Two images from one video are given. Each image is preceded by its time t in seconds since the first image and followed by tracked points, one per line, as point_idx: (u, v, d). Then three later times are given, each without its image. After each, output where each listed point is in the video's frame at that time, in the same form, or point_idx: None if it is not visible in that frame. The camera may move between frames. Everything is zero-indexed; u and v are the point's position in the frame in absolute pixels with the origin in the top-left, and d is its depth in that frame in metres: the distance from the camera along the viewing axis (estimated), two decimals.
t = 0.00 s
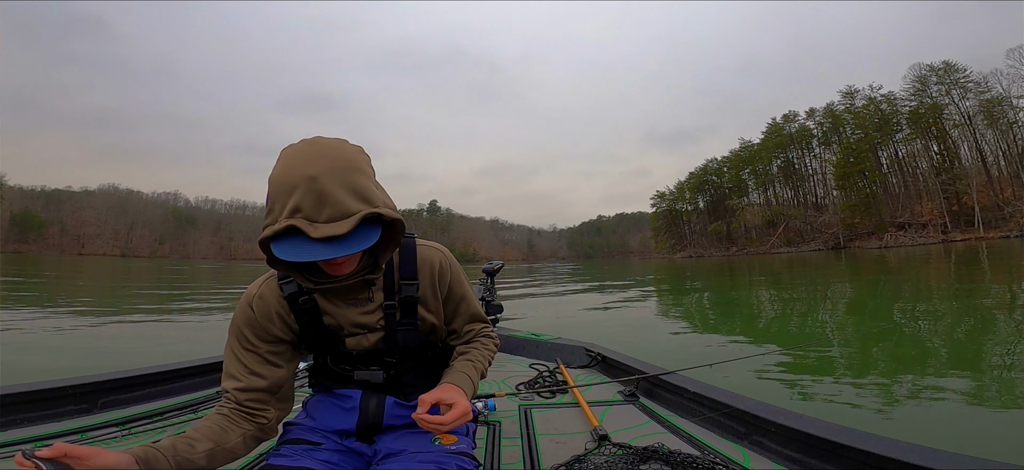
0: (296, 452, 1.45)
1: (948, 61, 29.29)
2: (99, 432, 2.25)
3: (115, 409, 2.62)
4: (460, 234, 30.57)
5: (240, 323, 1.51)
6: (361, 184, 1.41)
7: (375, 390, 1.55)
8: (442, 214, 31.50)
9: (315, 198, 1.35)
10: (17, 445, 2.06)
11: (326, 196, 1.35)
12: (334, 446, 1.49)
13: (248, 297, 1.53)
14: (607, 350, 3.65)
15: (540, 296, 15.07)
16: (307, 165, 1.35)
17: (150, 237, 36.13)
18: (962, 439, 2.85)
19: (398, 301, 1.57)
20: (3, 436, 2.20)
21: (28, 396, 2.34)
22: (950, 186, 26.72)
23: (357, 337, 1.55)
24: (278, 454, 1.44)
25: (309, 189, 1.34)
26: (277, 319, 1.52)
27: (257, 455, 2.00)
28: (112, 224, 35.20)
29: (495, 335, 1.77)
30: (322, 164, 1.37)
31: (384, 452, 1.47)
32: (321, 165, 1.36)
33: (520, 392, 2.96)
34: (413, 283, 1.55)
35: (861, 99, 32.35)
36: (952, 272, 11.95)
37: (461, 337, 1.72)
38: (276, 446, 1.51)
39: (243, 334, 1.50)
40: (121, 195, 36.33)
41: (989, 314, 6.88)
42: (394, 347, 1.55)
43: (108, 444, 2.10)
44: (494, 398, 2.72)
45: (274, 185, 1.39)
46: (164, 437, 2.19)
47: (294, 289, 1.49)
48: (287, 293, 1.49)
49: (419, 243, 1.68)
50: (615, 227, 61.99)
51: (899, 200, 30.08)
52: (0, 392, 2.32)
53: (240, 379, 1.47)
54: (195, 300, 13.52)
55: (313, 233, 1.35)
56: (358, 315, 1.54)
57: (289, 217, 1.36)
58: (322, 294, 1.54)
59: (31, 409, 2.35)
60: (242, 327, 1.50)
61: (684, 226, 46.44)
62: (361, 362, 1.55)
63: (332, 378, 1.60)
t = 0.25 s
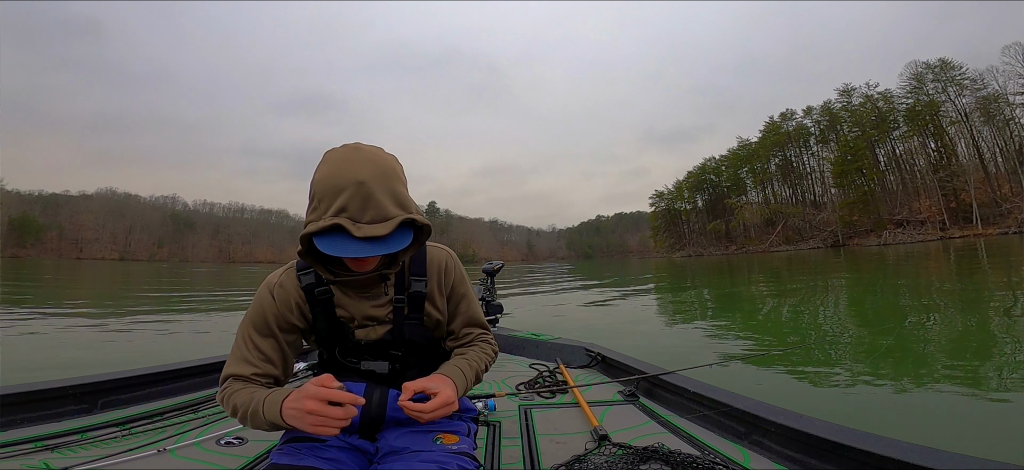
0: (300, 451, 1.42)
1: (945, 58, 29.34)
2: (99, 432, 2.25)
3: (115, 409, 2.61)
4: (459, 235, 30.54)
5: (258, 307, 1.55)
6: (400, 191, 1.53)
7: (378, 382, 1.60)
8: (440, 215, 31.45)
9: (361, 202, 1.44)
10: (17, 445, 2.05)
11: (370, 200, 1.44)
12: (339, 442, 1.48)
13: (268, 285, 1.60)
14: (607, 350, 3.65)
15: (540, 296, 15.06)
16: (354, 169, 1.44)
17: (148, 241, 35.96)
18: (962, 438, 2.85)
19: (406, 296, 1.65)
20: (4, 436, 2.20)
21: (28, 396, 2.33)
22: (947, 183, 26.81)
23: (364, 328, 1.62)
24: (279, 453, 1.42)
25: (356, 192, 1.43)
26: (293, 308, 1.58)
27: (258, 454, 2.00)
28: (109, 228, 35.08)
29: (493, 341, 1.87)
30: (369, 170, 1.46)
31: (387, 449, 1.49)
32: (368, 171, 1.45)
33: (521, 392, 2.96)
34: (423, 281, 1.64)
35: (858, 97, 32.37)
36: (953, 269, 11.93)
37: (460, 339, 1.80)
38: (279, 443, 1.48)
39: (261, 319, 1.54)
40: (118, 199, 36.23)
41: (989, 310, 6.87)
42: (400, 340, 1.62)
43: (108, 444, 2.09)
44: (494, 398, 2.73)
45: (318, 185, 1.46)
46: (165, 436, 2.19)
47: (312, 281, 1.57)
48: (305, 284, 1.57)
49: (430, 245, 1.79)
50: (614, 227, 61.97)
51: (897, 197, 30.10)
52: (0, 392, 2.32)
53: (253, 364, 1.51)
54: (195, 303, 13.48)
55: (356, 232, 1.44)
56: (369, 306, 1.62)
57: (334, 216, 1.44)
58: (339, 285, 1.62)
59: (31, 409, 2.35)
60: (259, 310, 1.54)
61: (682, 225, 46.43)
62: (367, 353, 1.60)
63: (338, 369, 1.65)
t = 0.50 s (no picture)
0: (301, 450, 1.42)
1: (943, 58, 29.50)
2: (100, 432, 2.25)
3: (116, 409, 2.62)
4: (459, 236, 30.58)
5: (267, 294, 1.53)
6: (428, 197, 1.57)
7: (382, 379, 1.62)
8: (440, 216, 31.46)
9: (393, 203, 1.47)
10: (17, 445, 2.05)
11: (402, 202, 1.48)
12: (340, 443, 1.47)
13: (280, 276, 1.58)
14: (607, 350, 3.65)
15: (539, 298, 15.06)
16: (392, 170, 1.48)
17: (146, 243, 36.08)
18: (959, 437, 2.87)
19: (415, 296, 1.67)
20: (3, 436, 2.20)
21: (28, 396, 2.33)
22: (945, 183, 26.85)
23: (371, 326, 1.63)
24: (280, 452, 1.41)
25: (390, 193, 1.47)
26: (303, 301, 1.58)
27: (260, 453, 2.00)
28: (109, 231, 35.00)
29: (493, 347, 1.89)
30: (404, 173, 1.51)
31: (387, 449, 1.49)
32: (402, 174, 1.50)
33: (521, 392, 2.96)
34: (433, 282, 1.67)
35: (856, 97, 32.47)
36: (952, 269, 11.96)
37: (462, 343, 1.82)
38: (280, 443, 1.47)
39: (269, 308, 1.50)
40: (117, 201, 36.03)
41: (988, 310, 6.88)
42: (407, 338, 1.65)
43: (108, 444, 2.09)
44: (494, 398, 2.73)
45: (352, 181, 1.48)
46: (165, 437, 2.19)
47: (324, 276, 1.58)
48: (316, 280, 1.57)
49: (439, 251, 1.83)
50: (613, 228, 62.04)
51: (896, 198, 30.17)
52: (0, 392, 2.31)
53: (251, 355, 1.45)
54: (194, 306, 13.47)
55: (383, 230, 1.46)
56: (378, 305, 1.64)
57: (364, 213, 1.46)
58: (352, 282, 1.63)
59: (31, 409, 2.34)
60: (268, 300, 1.51)
61: (681, 226, 46.46)
62: (374, 351, 1.62)
63: (342, 367, 1.66)
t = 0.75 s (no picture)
0: (301, 449, 1.42)
1: (942, 62, 29.61)
2: (100, 432, 2.25)
3: (115, 409, 2.61)
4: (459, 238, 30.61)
5: (271, 292, 1.53)
6: (446, 206, 1.56)
7: (383, 379, 1.63)
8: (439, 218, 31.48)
9: (412, 212, 1.46)
10: (18, 445, 2.05)
11: (421, 212, 1.47)
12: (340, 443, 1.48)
13: (286, 275, 1.58)
14: (607, 350, 3.66)
15: (537, 300, 15.06)
16: (413, 179, 1.46)
17: (144, 243, 36.08)
18: (958, 436, 2.88)
19: (420, 299, 1.67)
20: (4, 436, 2.20)
21: (28, 396, 2.33)
22: (944, 186, 26.89)
23: (375, 327, 1.64)
24: (280, 452, 1.42)
25: (411, 202, 1.45)
26: (307, 301, 1.58)
27: (260, 453, 2.00)
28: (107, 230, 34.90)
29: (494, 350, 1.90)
30: (426, 182, 1.49)
31: (387, 449, 1.50)
32: (423, 182, 1.48)
33: (521, 392, 2.96)
34: (438, 285, 1.67)
35: (856, 100, 32.54)
36: (950, 272, 12.00)
37: (464, 347, 1.84)
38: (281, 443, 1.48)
39: (272, 307, 1.50)
40: (117, 200, 35.78)
41: (987, 313, 6.89)
42: (410, 340, 1.65)
43: (108, 444, 2.09)
44: (494, 398, 2.73)
45: (372, 186, 1.47)
46: (165, 437, 2.19)
47: (329, 277, 1.58)
48: (321, 280, 1.57)
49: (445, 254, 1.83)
50: (612, 230, 62.08)
51: (895, 201, 30.21)
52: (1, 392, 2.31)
53: (249, 354, 1.45)
54: (192, 306, 13.46)
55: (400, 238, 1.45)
56: (383, 307, 1.64)
57: (382, 220, 1.45)
58: (357, 283, 1.63)
59: (31, 409, 2.34)
60: (271, 298, 1.51)
61: (681, 228, 46.47)
62: (376, 352, 1.62)
63: (344, 367, 1.66)
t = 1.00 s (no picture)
0: (301, 450, 1.43)
1: (941, 65, 29.75)
2: (100, 432, 2.25)
3: (115, 409, 2.61)
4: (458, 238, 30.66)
5: (271, 292, 1.52)
6: (453, 212, 1.57)
7: (383, 380, 1.63)
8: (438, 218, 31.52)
9: (421, 218, 1.46)
10: (17, 445, 2.05)
11: (429, 218, 1.47)
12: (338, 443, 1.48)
13: (287, 275, 1.58)
14: (607, 350, 3.65)
15: (534, 301, 15.02)
16: (424, 184, 1.47)
17: (143, 241, 36.03)
18: (958, 437, 2.87)
19: (422, 301, 1.67)
20: (3, 436, 2.19)
21: (29, 396, 2.33)
22: (944, 189, 26.84)
23: (377, 329, 1.64)
24: (279, 453, 1.42)
25: (419, 208, 1.45)
26: (309, 302, 1.58)
27: (260, 453, 2.00)
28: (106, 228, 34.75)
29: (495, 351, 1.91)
30: (435, 188, 1.50)
31: (387, 449, 1.50)
32: (432, 189, 1.49)
33: (521, 392, 2.96)
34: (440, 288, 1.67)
35: (855, 103, 32.64)
36: (947, 276, 12.08)
37: (465, 349, 1.84)
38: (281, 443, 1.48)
39: (273, 307, 1.50)
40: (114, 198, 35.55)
41: (987, 316, 6.85)
42: (412, 342, 1.65)
43: (108, 444, 2.09)
44: (494, 398, 2.72)
45: (383, 190, 1.46)
46: (165, 437, 2.19)
47: (330, 277, 1.58)
48: (322, 281, 1.57)
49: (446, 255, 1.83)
50: (611, 231, 62.14)
51: (894, 203, 30.28)
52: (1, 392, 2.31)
53: (248, 355, 1.44)
54: (191, 304, 13.46)
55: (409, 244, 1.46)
56: (385, 308, 1.64)
57: (391, 225, 1.45)
58: (359, 285, 1.63)
59: (31, 409, 2.34)
60: (272, 299, 1.50)
61: (680, 230, 46.50)
62: (377, 353, 1.62)
63: (344, 368, 1.66)
